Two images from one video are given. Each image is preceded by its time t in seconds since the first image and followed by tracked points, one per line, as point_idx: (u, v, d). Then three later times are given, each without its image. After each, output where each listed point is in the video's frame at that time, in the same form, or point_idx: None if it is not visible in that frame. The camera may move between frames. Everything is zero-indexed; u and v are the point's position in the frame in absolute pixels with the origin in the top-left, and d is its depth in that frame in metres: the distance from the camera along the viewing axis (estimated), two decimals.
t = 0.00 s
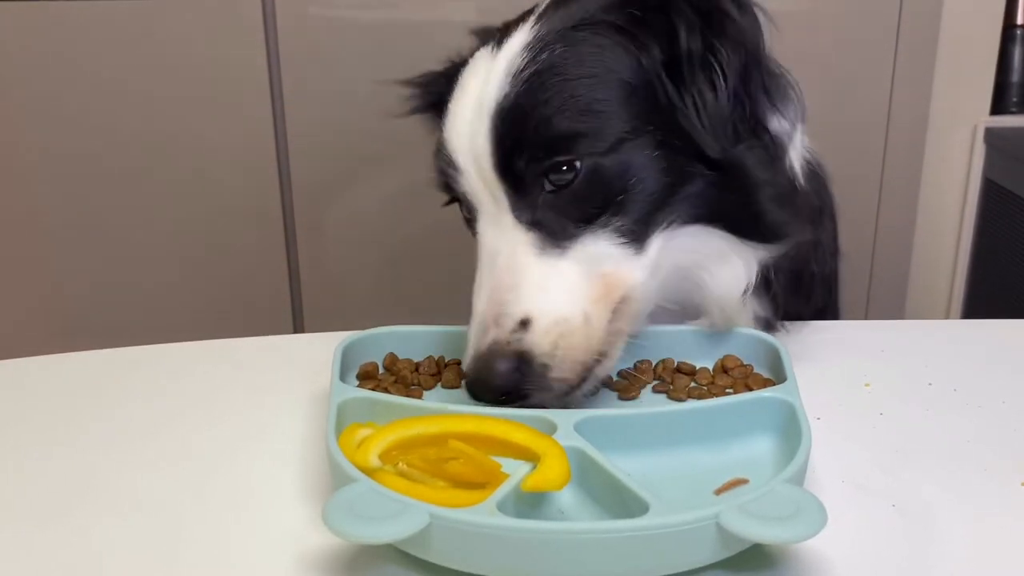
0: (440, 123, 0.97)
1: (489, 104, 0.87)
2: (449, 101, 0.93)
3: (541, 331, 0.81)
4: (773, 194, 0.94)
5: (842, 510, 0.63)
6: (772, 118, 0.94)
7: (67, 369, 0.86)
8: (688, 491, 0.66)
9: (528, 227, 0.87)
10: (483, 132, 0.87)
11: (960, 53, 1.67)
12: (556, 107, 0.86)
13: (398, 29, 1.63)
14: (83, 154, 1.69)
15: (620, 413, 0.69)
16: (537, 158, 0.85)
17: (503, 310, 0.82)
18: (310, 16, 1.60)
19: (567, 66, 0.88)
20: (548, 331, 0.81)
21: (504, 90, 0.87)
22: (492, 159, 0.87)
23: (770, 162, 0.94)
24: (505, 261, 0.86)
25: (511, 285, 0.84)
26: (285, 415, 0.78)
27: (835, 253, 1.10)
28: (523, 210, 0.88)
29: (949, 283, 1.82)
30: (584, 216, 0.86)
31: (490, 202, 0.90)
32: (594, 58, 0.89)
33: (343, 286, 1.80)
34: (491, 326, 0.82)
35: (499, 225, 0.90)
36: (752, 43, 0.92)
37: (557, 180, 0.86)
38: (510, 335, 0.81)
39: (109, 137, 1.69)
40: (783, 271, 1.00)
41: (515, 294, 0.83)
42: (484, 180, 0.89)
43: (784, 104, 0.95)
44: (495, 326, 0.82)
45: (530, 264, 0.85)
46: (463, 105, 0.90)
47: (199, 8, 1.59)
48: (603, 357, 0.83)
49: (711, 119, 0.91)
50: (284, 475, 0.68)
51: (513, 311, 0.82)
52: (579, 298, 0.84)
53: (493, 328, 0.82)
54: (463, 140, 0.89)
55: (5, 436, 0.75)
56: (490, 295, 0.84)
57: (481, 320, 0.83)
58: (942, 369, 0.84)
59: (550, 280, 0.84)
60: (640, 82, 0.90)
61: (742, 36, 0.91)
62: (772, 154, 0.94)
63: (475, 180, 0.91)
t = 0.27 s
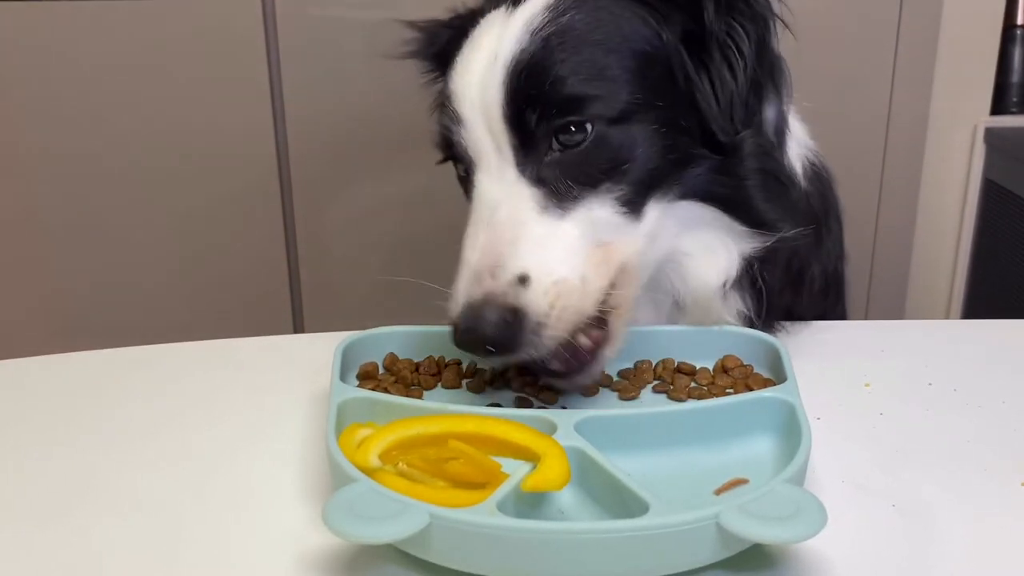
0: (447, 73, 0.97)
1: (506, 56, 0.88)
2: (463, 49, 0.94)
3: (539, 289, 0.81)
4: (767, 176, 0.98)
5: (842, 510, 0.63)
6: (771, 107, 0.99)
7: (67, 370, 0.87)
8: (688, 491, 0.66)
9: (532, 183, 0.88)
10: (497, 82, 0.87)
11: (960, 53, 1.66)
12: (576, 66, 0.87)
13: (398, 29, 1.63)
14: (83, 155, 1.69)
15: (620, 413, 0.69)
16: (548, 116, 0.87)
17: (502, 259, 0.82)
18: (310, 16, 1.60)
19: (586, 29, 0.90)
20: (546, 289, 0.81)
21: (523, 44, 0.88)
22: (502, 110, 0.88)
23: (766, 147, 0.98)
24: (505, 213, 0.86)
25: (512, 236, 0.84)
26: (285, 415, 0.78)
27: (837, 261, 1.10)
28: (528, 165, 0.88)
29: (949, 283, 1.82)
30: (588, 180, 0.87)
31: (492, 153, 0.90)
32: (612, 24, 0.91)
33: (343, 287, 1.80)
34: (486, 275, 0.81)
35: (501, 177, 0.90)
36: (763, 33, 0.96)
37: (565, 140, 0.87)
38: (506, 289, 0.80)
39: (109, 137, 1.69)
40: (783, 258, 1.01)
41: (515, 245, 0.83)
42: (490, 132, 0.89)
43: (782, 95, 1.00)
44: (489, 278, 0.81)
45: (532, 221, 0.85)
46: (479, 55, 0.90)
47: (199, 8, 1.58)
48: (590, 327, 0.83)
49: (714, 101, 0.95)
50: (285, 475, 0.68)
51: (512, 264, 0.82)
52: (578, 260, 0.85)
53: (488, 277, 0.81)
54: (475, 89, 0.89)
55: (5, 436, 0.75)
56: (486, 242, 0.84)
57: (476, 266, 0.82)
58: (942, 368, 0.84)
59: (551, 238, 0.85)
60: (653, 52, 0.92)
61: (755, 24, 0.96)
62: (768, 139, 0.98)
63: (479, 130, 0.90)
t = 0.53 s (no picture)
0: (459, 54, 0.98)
1: (520, 46, 0.89)
2: (478, 36, 0.95)
3: (510, 283, 0.81)
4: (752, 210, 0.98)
5: (843, 510, 0.63)
6: (776, 145, 1.00)
7: (67, 370, 0.87)
8: (688, 490, 0.66)
9: (521, 178, 0.88)
10: (505, 69, 0.89)
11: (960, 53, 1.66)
12: (584, 69, 0.88)
13: (398, 30, 1.63)
14: (83, 155, 1.70)
15: (620, 414, 0.69)
16: (547, 110, 0.88)
17: (478, 247, 0.81)
18: (310, 16, 1.60)
19: (605, 33, 0.91)
20: (517, 285, 0.81)
21: (538, 37, 0.89)
22: (502, 98, 0.89)
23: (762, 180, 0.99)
24: (489, 202, 0.86)
25: (493, 228, 0.83)
26: (286, 415, 0.78)
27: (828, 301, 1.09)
28: (520, 157, 0.89)
29: (949, 283, 1.82)
30: (576, 184, 0.89)
31: (486, 139, 0.91)
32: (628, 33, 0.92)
33: (343, 287, 1.81)
34: (459, 259, 0.81)
35: (490, 162, 0.90)
36: (778, 69, 0.98)
37: (561, 140, 0.89)
38: (477, 279, 0.79)
39: (109, 137, 1.69)
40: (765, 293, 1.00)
41: (492, 235, 0.83)
42: (489, 119, 0.90)
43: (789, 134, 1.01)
44: (462, 263, 0.80)
45: (515, 215, 0.85)
46: (491, 44, 0.91)
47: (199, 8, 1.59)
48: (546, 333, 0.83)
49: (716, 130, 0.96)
50: (286, 475, 0.68)
51: (487, 255, 0.81)
52: (552, 263, 0.85)
53: (462, 264, 0.80)
54: (483, 71, 0.90)
55: (5, 437, 0.76)
56: (465, 227, 0.84)
57: (451, 247, 0.82)
58: (942, 369, 0.84)
59: (532, 236, 0.84)
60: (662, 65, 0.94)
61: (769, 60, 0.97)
62: (760, 178, 0.99)
63: (477, 116, 0.91)
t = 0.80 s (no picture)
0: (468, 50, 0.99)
1: (529, 43, 0.90)
2: (485, 33, 0.96)
3: (517, 277, 0.81)
4: (761, 200, 1.00)
5: (843, 510, 0.63)
6: (786, 130, 1.02)
7: (67, 370, 0.87)
8: (688, 490, 0.66)
9: (528, 173, 0.90)
10: (514, 68, 0.90)
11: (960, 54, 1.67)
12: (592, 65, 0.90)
13: (398, 30, 1.63)
14: (83, 155, 1.70)
15: (620, 413, 0.69)
16: (556, 108, 0.89)
17: (485, 242, 0.82)
18: (309, 16, 1.60)
19: (613, 30, 0.92)
20: (523, 278, 0.82)
21: (548, 33, 0.90)
22: (512, 96, 0.90)
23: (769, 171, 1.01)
24: (497, 198, 0.87)
25: (501, 222, 0.84)
26: (286, 415, 0.78)
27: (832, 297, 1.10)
28: (528, 155, 0.90)
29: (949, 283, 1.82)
30: (584, 180, 0.90)
31: (494, 132, 0.92)
32: (638, 27, 0.94)
33: (343, 287, 1.81)
34: (466, 254, 0.82)
35: (499, 156, 0.92)
36: (784, 62, 1.00)
37: (571, 136, 0.90)
38: (485, 275, 0.80)
39: (109, 138, 1.69)
40: (770, 289, 1.02)
41: (499, 228, 0.84)
42: (496, 115, 0.92)
43: (793, 124, 1.03)
44: (470, 259, 0.81)
45: (523, 211, 0.87)
46: (500, 44, 0.92)
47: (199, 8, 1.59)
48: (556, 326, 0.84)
49: (721, 122, 0.98)
50: (287, 475, 0.68)
51: (495, 251, 0.82)
52: (561, 256, 0.86)
53: (469, 260, 0.81)
54: (492, 67, 0.91)
55: (5, 437, 0.75)
56: (473, 223, 0.85)
57: (459, 244, 0.83)
58: (942, 368, 0.84)
59: (541, 231, 0.86)
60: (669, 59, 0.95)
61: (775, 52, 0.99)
62: (768, 164, 1.00)
63: (485, 111, 0.93)
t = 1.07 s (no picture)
0: None
1: None
2: None
3: (520, 205, 0.82)
4: (761, 180, 1.02)
5: (843, 509, 0.63)
6: (787, 122, 1.04)
7: (66, 370, 0.87)
8: (688, 490, 0.66)
9: (541, 104, 0.90)
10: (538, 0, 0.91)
11: (960, 54, 1.66)
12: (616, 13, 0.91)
13: (398, 31, 1.63)
14: (83, 155, 1.70)
15: (620, 414, 0.69)
16: (576, 46, 0.91)
17: (496, 164, 0.83)
18: (310, 16, 1.60)
19: None
20: (526, 208, 0.82)
21: None
22: (534, 30, 0.91)
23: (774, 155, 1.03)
24: (510, 125, 0.88)
25: (512, 150, 0.85)
26: (285, 415, 0.78)
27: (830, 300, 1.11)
28: (543, 89, 0.91)
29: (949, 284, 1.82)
30: (595, 123, 0.91)
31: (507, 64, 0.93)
32: None
33: (343, 287, 1.81)
34: (474, 170, 0.82)
35: (511, 84, 0.92)
36: (797, 50, 1.03)
37: (585, 77, 0.92)
38: (491, 196, 0.81)
39: (108, 138, 1.69)
40: (763, 273, 1.03)
41: (511, 155, 0.85)
42: (512, 46, 0.92)
43: (804, 120, 1.05)
44: (479, 175, 0.82)
45: (535, 142, 0.87)
46: None
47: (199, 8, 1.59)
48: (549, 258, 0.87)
49: (734, 99, 1.00)
50: (287, 475, 0.68)
51: (505, 175, 0.82)
52: (567, 195, 0.87)
53: (479, 175, 0.82)
54: None
55: (4, 437, 0.75)
56: (485, 143, 0.85)
57: (469, 159, 0.84)
58: (942, 369, 0.84)
59: (549, 165, 0.87)
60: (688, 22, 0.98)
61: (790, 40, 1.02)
62: (771, 145, 1.02)
63: (501, 43, 0.93)
